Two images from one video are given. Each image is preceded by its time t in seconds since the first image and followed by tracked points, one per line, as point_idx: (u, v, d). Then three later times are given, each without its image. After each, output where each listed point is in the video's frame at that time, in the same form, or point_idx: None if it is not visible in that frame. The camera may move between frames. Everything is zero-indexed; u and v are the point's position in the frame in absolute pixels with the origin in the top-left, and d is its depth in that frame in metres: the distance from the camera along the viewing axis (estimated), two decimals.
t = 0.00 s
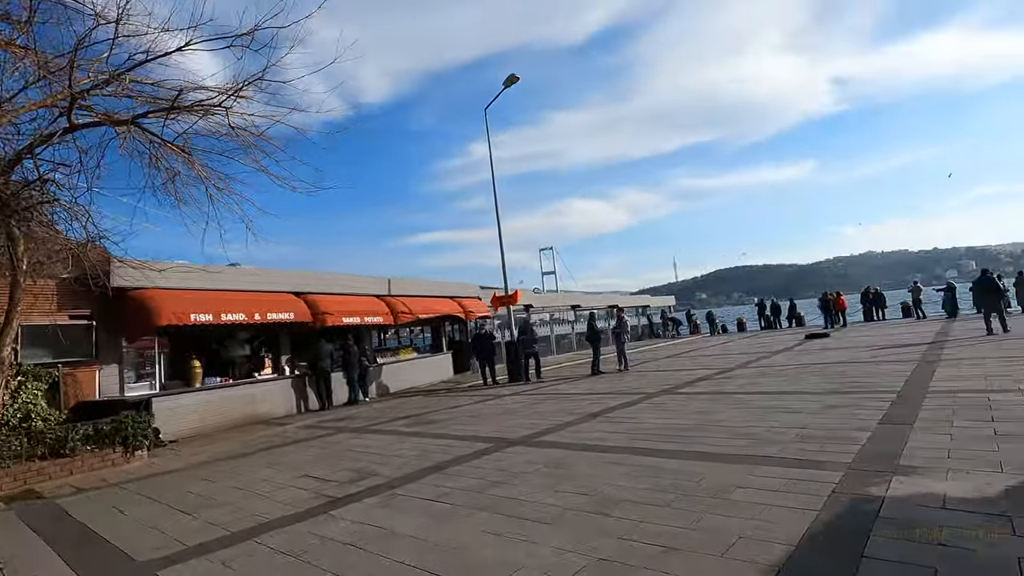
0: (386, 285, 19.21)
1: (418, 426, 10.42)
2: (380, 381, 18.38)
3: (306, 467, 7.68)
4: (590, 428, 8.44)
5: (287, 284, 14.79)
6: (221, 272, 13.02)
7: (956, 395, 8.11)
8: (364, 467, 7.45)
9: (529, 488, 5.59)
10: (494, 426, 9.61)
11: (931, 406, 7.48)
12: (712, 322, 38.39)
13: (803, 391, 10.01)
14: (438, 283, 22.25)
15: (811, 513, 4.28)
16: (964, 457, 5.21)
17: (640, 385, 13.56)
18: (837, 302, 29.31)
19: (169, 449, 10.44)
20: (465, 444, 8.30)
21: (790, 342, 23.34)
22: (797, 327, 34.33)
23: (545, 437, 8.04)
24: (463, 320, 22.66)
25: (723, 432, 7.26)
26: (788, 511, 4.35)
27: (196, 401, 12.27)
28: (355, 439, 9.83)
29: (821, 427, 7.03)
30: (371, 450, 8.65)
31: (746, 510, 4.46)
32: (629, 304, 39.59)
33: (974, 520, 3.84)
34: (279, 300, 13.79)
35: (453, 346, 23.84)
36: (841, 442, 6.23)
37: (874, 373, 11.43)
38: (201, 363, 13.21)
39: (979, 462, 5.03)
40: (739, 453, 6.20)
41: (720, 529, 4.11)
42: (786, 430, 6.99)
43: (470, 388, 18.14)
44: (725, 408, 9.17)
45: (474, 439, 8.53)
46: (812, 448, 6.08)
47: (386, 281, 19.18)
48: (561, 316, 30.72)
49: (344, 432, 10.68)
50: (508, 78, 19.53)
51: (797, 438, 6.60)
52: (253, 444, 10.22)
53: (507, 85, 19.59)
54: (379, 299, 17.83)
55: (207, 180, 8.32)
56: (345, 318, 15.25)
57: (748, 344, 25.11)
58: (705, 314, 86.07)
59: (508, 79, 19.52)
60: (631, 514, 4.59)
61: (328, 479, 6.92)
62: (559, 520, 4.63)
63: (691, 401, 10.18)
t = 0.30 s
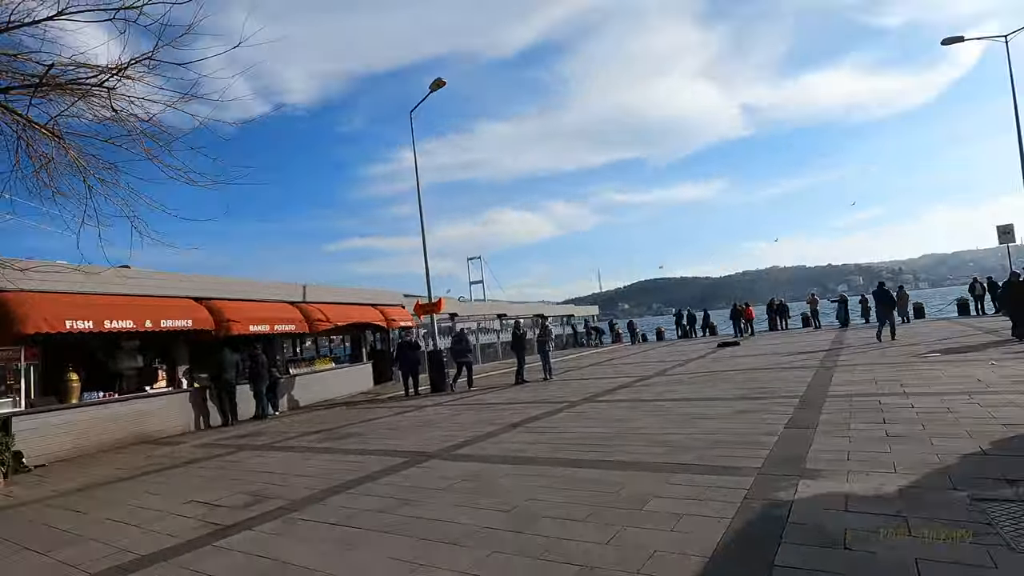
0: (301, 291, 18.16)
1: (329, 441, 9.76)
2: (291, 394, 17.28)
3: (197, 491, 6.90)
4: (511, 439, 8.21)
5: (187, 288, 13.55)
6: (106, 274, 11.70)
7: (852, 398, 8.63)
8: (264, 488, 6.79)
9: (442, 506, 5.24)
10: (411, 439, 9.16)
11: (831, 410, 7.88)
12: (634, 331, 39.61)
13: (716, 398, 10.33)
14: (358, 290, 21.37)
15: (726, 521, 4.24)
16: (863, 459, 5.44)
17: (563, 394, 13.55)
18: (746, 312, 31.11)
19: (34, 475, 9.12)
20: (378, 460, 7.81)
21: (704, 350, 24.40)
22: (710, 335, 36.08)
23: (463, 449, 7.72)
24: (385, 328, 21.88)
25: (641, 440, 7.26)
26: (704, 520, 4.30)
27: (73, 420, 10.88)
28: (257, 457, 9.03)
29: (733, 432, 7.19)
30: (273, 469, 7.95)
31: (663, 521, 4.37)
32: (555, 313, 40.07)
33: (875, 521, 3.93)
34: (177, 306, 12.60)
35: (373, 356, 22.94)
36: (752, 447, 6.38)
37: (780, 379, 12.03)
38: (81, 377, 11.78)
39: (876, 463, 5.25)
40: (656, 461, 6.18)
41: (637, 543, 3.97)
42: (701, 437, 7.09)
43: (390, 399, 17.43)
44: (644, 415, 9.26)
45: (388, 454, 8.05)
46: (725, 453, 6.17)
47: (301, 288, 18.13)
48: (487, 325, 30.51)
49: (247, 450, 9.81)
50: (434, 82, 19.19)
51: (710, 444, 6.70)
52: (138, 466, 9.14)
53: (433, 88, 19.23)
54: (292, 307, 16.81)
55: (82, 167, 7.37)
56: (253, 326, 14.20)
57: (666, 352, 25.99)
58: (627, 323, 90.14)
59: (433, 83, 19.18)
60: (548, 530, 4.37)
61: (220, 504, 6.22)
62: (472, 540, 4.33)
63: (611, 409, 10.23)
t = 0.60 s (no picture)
0: (196, 301, 16.57)
1: (219, 468, 8.76)
2: (180, 416, 15.74)
3: (47, 536, 5.84)
4: (424, 459, 7.73)
5: (53, 297, 11.86)
6: None
7: (758, 407, 8.95)
8: (133, 529, 5.87)
9: (341, 542, 4.70)
10: (315, 462, 8.42)
11: (739, 419, 8.11)
12: (552, 341, 40.06)
13: (632, 408, 10.40)
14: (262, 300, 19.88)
15: (645, 544, 4.06)
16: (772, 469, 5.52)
17: (480, 408, 13.18)
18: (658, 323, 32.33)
19: None
20: (273, 488, 7.04)
21: (620, 360, 24.97)
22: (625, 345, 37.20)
23: (371, 473, 7.15)
24: (293, 340, 20.50)
25: (559, 456, 7.06)
26: (623, 544, 4.10)
27: None
28: (131, 490, 7.91)
29: (649, 445, 7.15)
30: (148, 504, 6.95)
31: (581, 547, 4.12)
32: (475, 324, 39.68)
33: (789, 537, 3.90)
34: (39, 317, 10.97)
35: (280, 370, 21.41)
36: (667, 460, 6.34)
37: (691, 388, 12.39)
38: None
39: (784, 474, 5.32)
40: (574, 478, 5.98)
41: None
42: (618, 451, 6.99)
43: (297, 417, 16.25)
44: (561, 429, 9.08)
45: (286, 481, 7.29)
46: (641, 468, 6.06)
47: (196, 297, 16.54)
48: (404, 336, 29.57)
49: (120, 482, 8.59)
50: (349, 82, 18.33)
51: (627, 458, 6.60)
52: None
53: (347, 88, 18.34)
54: (184, 318, 15.27)
55: None
56: (135, 339, 12.69)
57: (583, 363, 26.38)
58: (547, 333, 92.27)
59: (349, 83, 18.31)
60: (458, 565, 3.99)
61: (74, 552, 5.27)
62: None
63: (529, 423, 10.00)
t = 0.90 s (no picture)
0: (113, 303, 15.28)
1: (129, 487, 7.93)
2: (91, 428, 14.41)
3: None
4: (358, 473, 7.23)
5: None
6: None
7: (701, 413, 8.96)
8: (13, 562, 5.12)
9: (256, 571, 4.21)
10: (239, 478, 7.75)
11: (684, 425, 8.06)
12: (500, 347, 39.79)
13: (578, 415, 10.23)
14: (190, 303, 18.60)
15: (589, 563, 3.80)
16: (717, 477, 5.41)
17: (423, 416, 12.71)
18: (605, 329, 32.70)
19: None
20: (187, 509, 6.38)
21: (567, 365, 24.96)
22: (573, 351, 37.39)
23: (299, 490, 6.60)
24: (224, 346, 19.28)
25: (502, 467, 6.76)
26: (566, 564, 3.82)
27: None
28: (20, 514, 7.00)
29: (594, 454, 6.95)
30: (37, 531, 6.13)
31: (521, 568, 3.82)
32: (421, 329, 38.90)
33: (737, 551, 3.74)
34: None
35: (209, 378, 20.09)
36: (613, 469, 6.14)
37: (636, 394, 12.38)
38: None
39: (730, 482, 5.22)
40: (517, 491, 5.68)
41: None
42: (563, 460, 6.76)
43: (226, 428, 15.22)
44: (506, 438, 8.78)
45: (202, 501, 6.63)
46: (586, 478, 5.83)
47: (113, 299, 15.25)
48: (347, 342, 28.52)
49: (8, 505, 7.62)
50: (288, 76, 17.48)
51: (572, 468, 6.37)
52: None
53: (287, 82, 17.48)
54: (99, 321, 14.03)
55: None
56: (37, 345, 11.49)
57: (531, 368, 26.24)
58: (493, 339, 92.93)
59: (288, 76, 17.46)
60: None
61: None
62: None
63: (472, 431, 9.65)
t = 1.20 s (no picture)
0: (43, 302, 14.18)
1: (44, 504, 7.17)
2: (15, 437, 13.26)
3: None
4: (301, 487, 6.70)
5: None
6: None
7: (666, 418, 8.75)
8: None
9: None
10: (169, 493, 7.10)
11: (648, 432, 7.80)
12: (465, 349, 39.26)
13: (540, 421, 9.89)
14: (133, 302, 17.49)
15: None
16: (683, 489, 5.12)
17: (379, 422, 12.16)
18: (570, 331, 32.56)
19: None
20: (106, 530, 5.75)
21: (532, 368, 24.67)
22: (538, 353, 37.19)
23: (234, 507, 6.04)
24: (170, 347, 18.22)
25: (457, 479, 6.34)
26: None
27: None
28: None
29: (555, 463, 6.61)
30: None
31: None
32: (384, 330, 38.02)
33: None
34: None
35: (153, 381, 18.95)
36: (574, 481, 5.80)
37: (601, 398, 12.14)
38: None
39: (696, 495, 4.94)
40: (471, 507, 5.28)
41: None
42: (523, 471, 6.39)
43: (169, 436, 14.29)
44: (463, 446, 8.36)
45: (123, 521, 5.99)
46: (545, 492, 5.47)
47: (44, 297, 14.16)
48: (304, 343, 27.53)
49: None
50: (242, 64, 16.60)
51: (531, 480, 6.00)
52: None
53: (240, 70, 16.60)
54: (26, 322, 12.97)
55: None
56: None
57: (495, 371, 25.83)
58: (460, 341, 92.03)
59: (241, 64, 16.58)
60: None
61: None
62: None
63: (429, 439, 9.20)
